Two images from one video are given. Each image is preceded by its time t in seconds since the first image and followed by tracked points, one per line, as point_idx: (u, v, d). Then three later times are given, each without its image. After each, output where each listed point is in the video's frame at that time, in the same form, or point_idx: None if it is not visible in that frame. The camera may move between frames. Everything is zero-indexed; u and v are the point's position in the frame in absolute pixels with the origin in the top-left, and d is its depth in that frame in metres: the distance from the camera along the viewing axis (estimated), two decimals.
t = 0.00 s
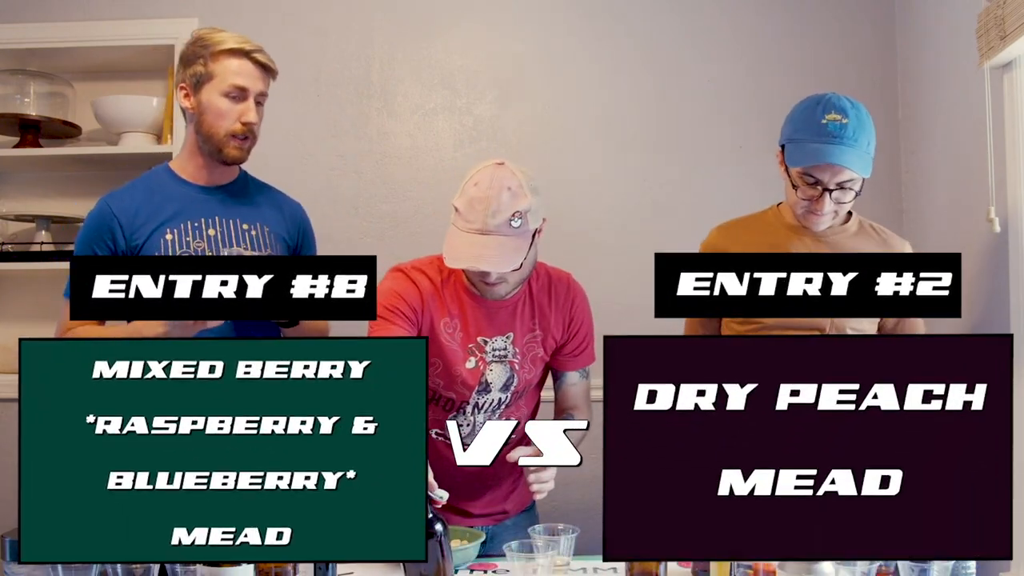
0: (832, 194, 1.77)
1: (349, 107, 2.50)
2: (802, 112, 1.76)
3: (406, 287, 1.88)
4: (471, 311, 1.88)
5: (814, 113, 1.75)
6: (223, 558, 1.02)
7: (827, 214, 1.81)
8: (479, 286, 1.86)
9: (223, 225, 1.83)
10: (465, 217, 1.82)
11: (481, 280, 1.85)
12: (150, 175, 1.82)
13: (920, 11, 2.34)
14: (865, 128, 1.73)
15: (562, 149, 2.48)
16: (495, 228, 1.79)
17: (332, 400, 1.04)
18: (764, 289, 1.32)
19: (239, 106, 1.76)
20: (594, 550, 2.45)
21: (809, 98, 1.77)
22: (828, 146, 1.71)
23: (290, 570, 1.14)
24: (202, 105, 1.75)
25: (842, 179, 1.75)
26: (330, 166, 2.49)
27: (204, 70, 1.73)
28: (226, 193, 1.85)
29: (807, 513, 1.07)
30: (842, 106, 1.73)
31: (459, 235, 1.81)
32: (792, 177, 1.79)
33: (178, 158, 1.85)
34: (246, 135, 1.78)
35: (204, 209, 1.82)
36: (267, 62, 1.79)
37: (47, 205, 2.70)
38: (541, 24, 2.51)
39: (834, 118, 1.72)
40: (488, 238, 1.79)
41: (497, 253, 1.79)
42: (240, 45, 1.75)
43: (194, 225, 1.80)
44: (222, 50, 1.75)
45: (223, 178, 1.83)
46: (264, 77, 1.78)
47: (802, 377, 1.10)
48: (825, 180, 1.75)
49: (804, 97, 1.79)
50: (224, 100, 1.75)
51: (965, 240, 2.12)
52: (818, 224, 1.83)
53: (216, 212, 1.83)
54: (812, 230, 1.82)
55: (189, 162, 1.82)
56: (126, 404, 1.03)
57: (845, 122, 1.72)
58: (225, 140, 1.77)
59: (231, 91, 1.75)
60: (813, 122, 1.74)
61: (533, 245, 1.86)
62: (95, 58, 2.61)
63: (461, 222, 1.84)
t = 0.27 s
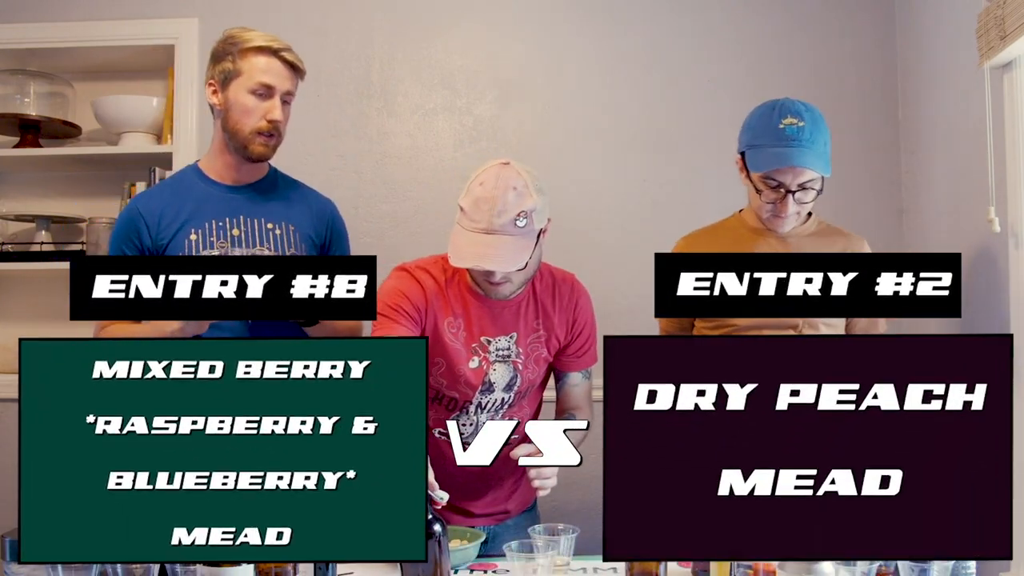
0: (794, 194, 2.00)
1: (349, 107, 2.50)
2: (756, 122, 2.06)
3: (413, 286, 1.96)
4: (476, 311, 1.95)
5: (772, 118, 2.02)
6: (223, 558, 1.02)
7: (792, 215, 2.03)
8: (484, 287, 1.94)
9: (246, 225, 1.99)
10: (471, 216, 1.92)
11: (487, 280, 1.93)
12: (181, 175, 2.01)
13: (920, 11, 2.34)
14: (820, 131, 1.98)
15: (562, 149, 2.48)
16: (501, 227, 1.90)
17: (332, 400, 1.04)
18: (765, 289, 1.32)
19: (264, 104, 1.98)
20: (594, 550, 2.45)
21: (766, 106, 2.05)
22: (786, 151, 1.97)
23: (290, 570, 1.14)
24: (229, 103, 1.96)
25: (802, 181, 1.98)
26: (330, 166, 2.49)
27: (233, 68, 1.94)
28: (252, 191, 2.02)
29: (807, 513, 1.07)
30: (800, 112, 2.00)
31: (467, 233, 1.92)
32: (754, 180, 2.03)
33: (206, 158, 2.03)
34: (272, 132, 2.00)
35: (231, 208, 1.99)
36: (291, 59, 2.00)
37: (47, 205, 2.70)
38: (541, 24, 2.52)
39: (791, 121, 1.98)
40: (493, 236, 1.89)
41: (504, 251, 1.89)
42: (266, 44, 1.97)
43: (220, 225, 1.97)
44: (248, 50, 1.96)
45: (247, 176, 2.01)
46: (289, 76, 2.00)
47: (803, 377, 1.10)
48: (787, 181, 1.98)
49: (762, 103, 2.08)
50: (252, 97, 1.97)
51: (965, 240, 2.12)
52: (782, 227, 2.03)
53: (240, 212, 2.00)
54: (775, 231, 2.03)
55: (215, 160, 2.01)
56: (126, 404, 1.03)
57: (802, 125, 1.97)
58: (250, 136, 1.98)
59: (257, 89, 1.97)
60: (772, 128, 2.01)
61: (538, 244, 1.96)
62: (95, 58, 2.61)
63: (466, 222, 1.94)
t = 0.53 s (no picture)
0: (746, 199, 2.35)
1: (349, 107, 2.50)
2: (708, 131, 2.40)
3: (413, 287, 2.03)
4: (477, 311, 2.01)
5: (721, 130, 2.39)
6: (223, 558, 1.02)
7: (744, 219, 2.36)
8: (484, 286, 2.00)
9: (275, 227, 2.29)
10: (472, 215, 1.96)
11: (487, 279, 1.99)
12: (219, 175, 2.33)
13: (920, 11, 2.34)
14: (768, 142, 2.36)
15: (562, 149, 2.48)
16: (502, 226, 1.95)
17: (332, 400, 1.04)
18: (765, 289, 1.33)
19: (301, 109, 2.33)
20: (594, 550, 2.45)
21: (714, 117, 2.43)
22: (738, 156, 2.33)
23: (290, 570, 1.14)
24: (266, 105, 2.29)
25: (754, 185, 2.33)
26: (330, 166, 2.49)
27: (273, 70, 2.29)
28: (284, 195, 2.31)
29: (807, 513, 1.07)
30: (748, 125, 2.38)
31: (469, 232, 1.96)
32: (708, 188, 2.37)
33: (241, 160, 2.35)
34: (305, 136, 2.34)
35: (263, 210, 2.29)
36: (332, 69, 2.39)
37: (47, 205, 2.70)
38: (541, 24, 2.52)
39: (738, 131, 2.37)
40: (495, 235, 1.93)
41: (503, 249, 1.94)
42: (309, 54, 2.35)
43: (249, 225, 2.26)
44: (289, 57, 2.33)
45: (281, 177, 2.32)
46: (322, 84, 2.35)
47: (803, 377, 1.10)
48: (741, 186, 2.33)
49: (704, 116, 2.46)
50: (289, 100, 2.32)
51: (964, 240, 2.12)
52: (735, 232, 2.36)
53: (271, 214, 2.29)
54: (729, 236, 2.35)
55: (250, 160, 2.33)
56: (125, 404, 1.03)
57: (749, 134, 2.36)
58: (286, 141, 2.32)
59: (294, 94, 2.31)
60: (723, 138, 2.38)
61: (539, 244, 2.01)
62: (95, 58, 2.61)
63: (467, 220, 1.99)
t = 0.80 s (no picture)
0: (714, 210, 2.44)
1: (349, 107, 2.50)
2: (677, 143, 2.45)
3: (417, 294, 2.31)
4: (476, 310, 2.28)
5: (689, 141, 2.45)
6: (223, 557, 1.02)
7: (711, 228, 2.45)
8: (482, 272, 2.27)
9: (292, 229, 2.43)
10: (472, 204, 2.24)
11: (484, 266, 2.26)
12: (242, 173, 2.45)
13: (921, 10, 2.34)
14: (735, 152, 2.46)
15: (562, 149, 2.48)
16: (497, 212, 2.23)
17: (332, 400, 1.04)
18: (764, 289, 1.33)
19: (331, 118, 2.43)
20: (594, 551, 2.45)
21: (682, 129, 2.46)
22: (707, 170, 2.44)
23: (290, 570, 1.14)
24: (299, 111, 2.42)
25: (721, 198, 2.44)
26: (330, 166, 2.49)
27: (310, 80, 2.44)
28: (305, 199, 2.44)
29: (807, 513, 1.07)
30: (717, 136, 2.45)
31: (470, 220, 2.25)
32: (676, 200, 2.44)
33: (266, 159, 2.46)
34: (333, 146, 2.45)
35: (282, 212, 2.43)
36: (367, 82, 2.49)
37: (47, 205, 2.70)
38: (541, 24, 2.52)
39: (707, 144, 2.44)
40: (491, 222, 2.21)
41: (498, 234, 2.22)
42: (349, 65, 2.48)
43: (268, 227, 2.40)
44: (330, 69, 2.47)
45: (302, 184, 2.44)
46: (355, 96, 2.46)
47: (802, 377, 1.10)
48: (709, 198, 2.44)
49: (675, 124, 2.47)
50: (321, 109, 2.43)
51: (964, 240, 2.12)
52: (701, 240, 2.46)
53: (289, 216, 2.43)
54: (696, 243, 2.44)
55: (275, 162, 2.44)
56: (125, 404, 1.03)
57: (717, 147, 2.45)
58: (313, 148, 2.43)
59: (326, 104, 2.43)
60: (692, 150, 2.45)
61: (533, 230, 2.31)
62: (95, 58, 2.61)
63: (465, 210, 2.27)
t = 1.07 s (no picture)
0: (699, 213, 2.41)
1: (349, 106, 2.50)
2: (661, 147, 2.44)
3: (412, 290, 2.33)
4: (472, 295, 2.30)
5: (673, 146, 2.43)
6: (223, 557, 1.02)
7: (696, 232, 2.42)
8: (473, 252, 2.31)
9: (289, 228, 2.41)
10: (465, 181, 2.32)
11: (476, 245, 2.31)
12: (240, 171, 2.44)
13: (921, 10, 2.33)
14: (719, 156, 2.43)
15: (562, 148, 2.48)
16: (492, 187, 2.31)
17: (332, 400, 1.04)
18: (764, 289, 1.33)
19: (331, 121, 2.42)
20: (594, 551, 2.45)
21: (666, 133, 2.46)
22: (691, 175, 2.41)
23: (290, 570, 1.14)
24: (300, 111, 2.41)
25: (705, 201, 2.41)
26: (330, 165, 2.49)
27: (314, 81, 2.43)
28: (304, 198, 2.43)
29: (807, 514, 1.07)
30: (701, 140, 2.43)
31: (465, 197, 2.30)
32: (662, 203, 2.42)
33: (266, 158, 2.45)
34: (332, 148, 2.44)
35: (279, 211, 2.41)
36: (371, 87, 2.49)
37: (47, 205, 2.70)
38: (541, 24, 2.52)
39: (692, 148, 2.42)
40: (487, 197, 2.30)
41: (494, 209, 2.30)
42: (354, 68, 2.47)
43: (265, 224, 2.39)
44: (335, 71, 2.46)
45: (299, 183, 2.42)
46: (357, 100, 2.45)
47: (802, 377, 1.10)
48: (693, 202, 2.41)
49: (659, 127, 2.47)
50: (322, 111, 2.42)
51: (964, 240, 2.13)
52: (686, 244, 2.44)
53: (287, 216, 2.41)
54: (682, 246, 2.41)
55: (274, 162, 2.43)
56: (125, 404, 1.03)
57: (701, 151, 2.42)
58: (312, 149, 2.42)
59: (328, 105, 2.42)
60: (675, 154, 2.43)
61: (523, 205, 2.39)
62: (95, 58, 2.61)
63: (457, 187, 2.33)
